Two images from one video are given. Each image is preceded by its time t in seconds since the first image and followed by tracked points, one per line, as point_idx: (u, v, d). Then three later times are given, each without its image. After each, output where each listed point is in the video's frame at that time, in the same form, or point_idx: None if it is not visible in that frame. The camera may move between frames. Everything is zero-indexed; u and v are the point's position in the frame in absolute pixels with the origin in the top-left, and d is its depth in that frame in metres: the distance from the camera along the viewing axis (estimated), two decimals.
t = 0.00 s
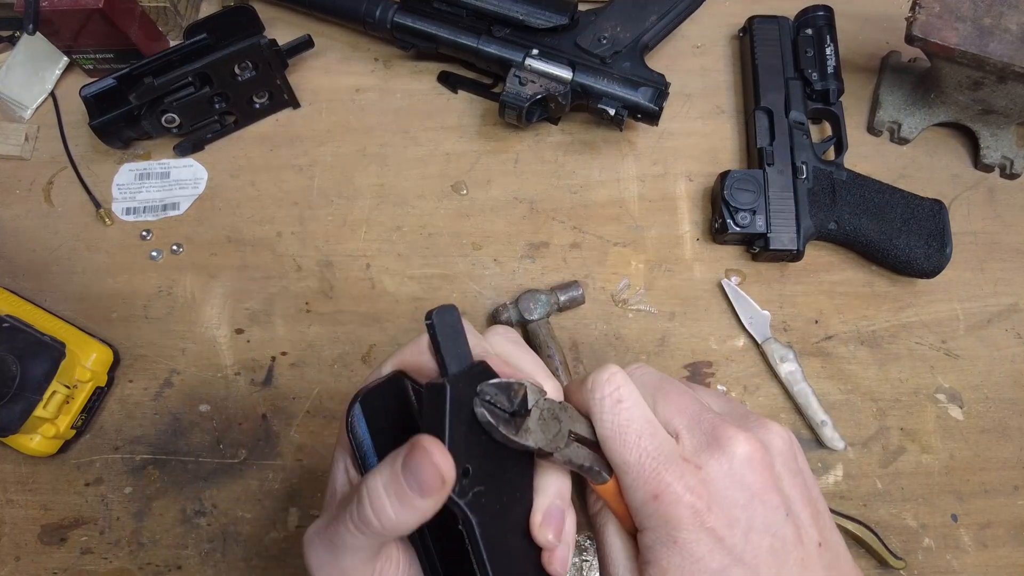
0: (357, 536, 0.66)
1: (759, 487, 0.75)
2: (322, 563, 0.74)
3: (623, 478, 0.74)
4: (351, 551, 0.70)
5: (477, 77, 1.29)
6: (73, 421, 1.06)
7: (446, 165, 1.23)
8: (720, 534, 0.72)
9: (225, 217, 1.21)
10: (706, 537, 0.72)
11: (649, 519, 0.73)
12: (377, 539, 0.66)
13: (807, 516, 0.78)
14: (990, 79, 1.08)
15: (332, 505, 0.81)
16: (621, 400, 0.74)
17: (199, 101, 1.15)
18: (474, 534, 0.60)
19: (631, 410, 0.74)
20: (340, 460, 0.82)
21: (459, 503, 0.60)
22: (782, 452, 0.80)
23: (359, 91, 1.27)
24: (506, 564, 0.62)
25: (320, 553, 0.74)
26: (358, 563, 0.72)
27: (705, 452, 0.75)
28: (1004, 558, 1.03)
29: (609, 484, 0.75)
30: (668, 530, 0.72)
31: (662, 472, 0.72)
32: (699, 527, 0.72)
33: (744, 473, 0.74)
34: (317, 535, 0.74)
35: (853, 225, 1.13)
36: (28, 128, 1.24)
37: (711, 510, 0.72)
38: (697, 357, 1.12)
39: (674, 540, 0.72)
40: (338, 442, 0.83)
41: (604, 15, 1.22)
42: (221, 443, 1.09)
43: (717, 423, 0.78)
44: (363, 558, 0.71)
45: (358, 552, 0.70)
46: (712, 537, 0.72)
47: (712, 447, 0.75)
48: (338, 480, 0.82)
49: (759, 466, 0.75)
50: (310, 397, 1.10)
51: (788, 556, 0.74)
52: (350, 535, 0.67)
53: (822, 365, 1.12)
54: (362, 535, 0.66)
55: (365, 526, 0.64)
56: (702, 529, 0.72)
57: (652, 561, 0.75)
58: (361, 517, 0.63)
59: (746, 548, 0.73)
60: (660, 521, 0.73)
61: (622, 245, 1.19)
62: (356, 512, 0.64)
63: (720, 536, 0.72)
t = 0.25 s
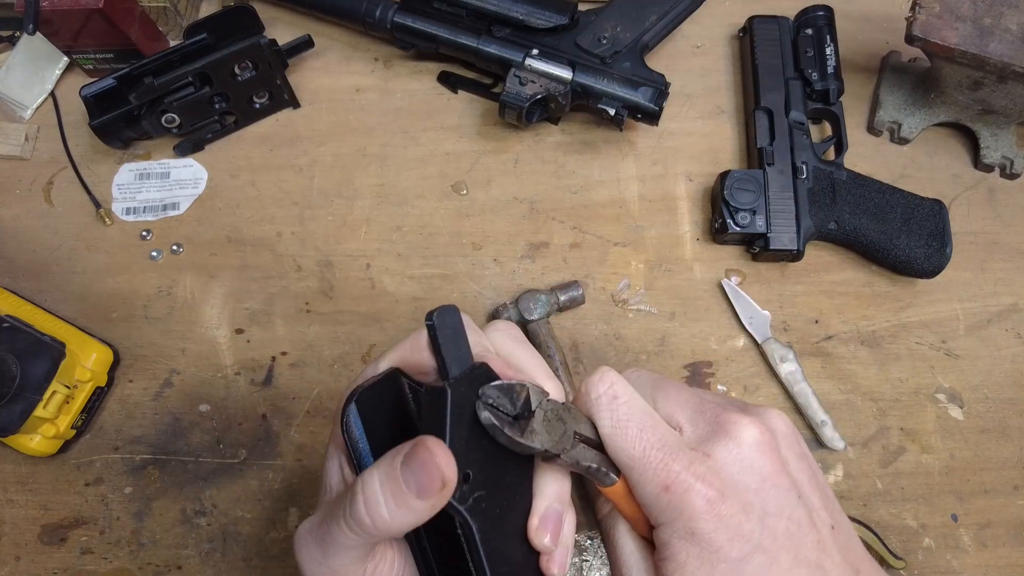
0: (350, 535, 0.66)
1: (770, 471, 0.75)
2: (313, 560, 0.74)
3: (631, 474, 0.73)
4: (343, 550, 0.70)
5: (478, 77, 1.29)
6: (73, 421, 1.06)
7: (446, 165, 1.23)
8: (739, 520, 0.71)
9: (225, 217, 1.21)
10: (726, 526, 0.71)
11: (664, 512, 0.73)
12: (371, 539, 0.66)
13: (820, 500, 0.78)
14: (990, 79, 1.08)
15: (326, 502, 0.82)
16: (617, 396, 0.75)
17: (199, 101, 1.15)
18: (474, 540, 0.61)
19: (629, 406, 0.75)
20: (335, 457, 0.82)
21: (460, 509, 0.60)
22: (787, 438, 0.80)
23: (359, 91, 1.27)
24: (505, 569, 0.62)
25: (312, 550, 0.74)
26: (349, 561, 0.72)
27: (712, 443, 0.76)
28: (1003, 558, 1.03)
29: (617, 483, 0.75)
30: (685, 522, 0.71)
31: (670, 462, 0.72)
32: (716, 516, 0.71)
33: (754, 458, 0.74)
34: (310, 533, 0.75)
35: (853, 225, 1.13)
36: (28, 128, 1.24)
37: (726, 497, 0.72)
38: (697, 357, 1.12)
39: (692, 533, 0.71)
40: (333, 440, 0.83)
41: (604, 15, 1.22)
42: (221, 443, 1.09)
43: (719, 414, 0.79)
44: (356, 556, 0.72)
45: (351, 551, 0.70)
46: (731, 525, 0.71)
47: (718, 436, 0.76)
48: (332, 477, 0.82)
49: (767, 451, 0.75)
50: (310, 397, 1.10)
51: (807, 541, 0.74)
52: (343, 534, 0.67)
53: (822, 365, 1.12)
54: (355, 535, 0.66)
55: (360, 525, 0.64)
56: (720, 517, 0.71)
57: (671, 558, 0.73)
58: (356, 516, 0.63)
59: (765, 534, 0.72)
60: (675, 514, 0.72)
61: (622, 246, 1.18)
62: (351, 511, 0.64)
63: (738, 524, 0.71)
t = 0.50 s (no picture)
0: (354, 528, 0.67)
1: (778, 461, 0.76)
2: (315, 553, 0.75)
3: (643, 468, 0.74)
4: (346, 543, 0.70)
5: (477, 77, 1.29)
6: (73, 421, 1.06)
7: (446, 165, 1.23)
8: (753, 510, 0.72)
9: (225, 217, 1.21)
10: (740, 516, 0.71)
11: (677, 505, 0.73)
12: (374, 533, 0.66)
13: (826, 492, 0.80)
14: (990, 79, 1.08)
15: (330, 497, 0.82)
16: (624, 391, 0.76)
17: (199, 101, 1.15)
18: (481, 536, 0.60)
19: (637, 401, 0.76)
20: (339, 452, 0.83)
21: (468, 504, 0.60)
22: (792, 430, 0.82)
23: (359, 90, 1.27)
24: (510, 566, 0.62)
25: (314, 542, 0.74)
26: (351, 556, 0.72)
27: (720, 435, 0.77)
28: (1003, 558, 1.03)
29: (628, 480, 0.75)
30: (700, 513, 0.72)
31: (682, 454, 0.72)
32: (730, 506, 0.71)
33: (763, 449, 0.75)
34: (313, 525, 0.75)
35: (853, 225, 1.13)
36: (28, 128, 1.24)
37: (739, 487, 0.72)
38: (697, 357, 1.12)
39: (707, 524, 0.71)
40: (338, 435, 0.83)
41: (604, 15, 1.22)
42: (221, 443, 1.09)
43: (725, 408, 0.80)
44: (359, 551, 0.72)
45: (353, 544, 0.70)
46: (745, 515, 0.71)
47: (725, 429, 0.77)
48: (337, 472, 0.82)
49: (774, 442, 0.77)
50: (310, 397, 1.11)
51: (818, 530, 0.75)
52: (347, 526, 0.67)
53: (822, 365, 1.12)
54: (358, 527, 0.66)
55: (364, 517, 0.64)
56: (734, 507, 0.71)
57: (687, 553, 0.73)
58: (360, 507, 0.64)
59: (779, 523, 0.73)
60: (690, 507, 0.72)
61: (622, 246, 1.19)
62: (356, 503, 0.64)
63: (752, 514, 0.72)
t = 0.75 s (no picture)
0: (358, 529, 0.67)
1: (779, 459, 0.77)
2: (318, 553, 0.75)
3: (649, 471, 0.73)
4: (349, 545, 0.70)
5: (478, 77, 1.29)
6: (73, 421, 1.06)
7: (446, 165, 1.23)
8: (762, 506, 0.72)
9: (225, 217, 1.21)
10: (751, 513, 0.71)
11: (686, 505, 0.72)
12: (378, 535, 0.67)
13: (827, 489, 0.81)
14: (990, 79, 1.08)
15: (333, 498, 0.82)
16: (625, 396, 0.77)
17: (199, 101, 1.15)
18: (484, 540, 0.61)
19: (639, 405, 0.76)
20: (343, 453, 0.83)
21: (474, 509, 0.60)
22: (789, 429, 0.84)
23: (359, 90, 1.27)
24: (514, 569, 0.63)
25: (317, 542, 0.74)
26: (354, 557, 0.72)
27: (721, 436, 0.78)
28: (1003, 558, 1.03)
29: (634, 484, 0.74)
30: (710, 513, 0.71)
31: (688, 453, 0.72)
32: (740, 504, 0.71)
33: (763, 447, 0.77)
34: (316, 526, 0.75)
35: (853, 225, 1.13)
36: (28, 128, 1.24)
37: (746, 485, 0.72)
38: (697, 357, 1.12)
39: (718, 524, 0.71)
40: (340, 437, 0.83)
41: (604, 15, 1.22)
42: (221, 443, 1.09)
43: (723, 411, 0.81)
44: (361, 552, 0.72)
45: (356, 546, 0.70)
46: (755, 513, 0.71)
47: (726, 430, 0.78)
48: (340, 472, 0.83)
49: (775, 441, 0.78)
50: (310, 397, 1.11)
51: (823, 525, 0.75)
52: (350, 527, 0.67)
53: (822, 365, 1.12)
54: (362, 529, 0.66)
55: (368, 518, 0.64)
56: (744, 505, 0.71)
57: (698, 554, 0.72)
58: (364, 509, 0.64)
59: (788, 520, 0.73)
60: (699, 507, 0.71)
61: (622, 246, 1.18)
62: (360, 504, 0.64)
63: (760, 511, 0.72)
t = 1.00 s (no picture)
0: (354, 534, 0.67)
1: (778, 463, 0.77)
2: (315, 557, 0.74)
3: (649, 476, 0.73)
4: (346, 548, 0.70)
5: (478, 77, 1.29)
6: (73, 421, 1.06)
7: (446, 165, 1.23)
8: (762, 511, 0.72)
9: (225, 217, 1.21)
10: (751, 518, 0.71)
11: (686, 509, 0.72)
12: (373, 539, 0.66)
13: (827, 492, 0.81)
14: (990, 79, 1.08)
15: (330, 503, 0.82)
16: (625, 400, 0.76)
17: (199, 101, 1.15)
18: (482, 546, 0.61)
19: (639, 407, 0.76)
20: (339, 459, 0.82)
21: (471, 515, 0.60)
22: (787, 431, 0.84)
23: (359, 90, 1.27)
24: None
25: (314, 546, 0.74)
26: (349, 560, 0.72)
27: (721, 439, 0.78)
28: (1003, 558, 1.03)
29: (634, 489, 0.74)
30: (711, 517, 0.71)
31: (689, 458, 0.72)
32: (740, 509, 0.71)
33: (764, 451, 0.77)
34: (314, 530, 0.74)
35: (853, 225, 1.13)
36: (28, 128, 1.24)
37: (746, 489, 0.72)
38: (697, 357, 1.12)
39: (719, 528, 0.71)
40: (338, 442, 0.83)
41: (604, 15, 1.22)
42: (221, 443, 1.09)
43: (724, 414, 0.81)
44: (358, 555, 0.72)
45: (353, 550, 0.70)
46: (753, 517, 0.71)
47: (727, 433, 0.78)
48: (337, 477, 0.82)
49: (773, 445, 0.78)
50: (310, 397, 1.10)
51: (824, 530, 0.75)
52: (347, 532, 0.67)
53: (822, 365, 1.12)
54: (359, 534, 0.66)
55: (365, 523, 0.64)
56: (744, 510, 0.71)
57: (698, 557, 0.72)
58: (360, 514, 0.64)
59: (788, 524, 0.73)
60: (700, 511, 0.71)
61: (622, 246, 1.18)
62: (356, 508, 0.64)
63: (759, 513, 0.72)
